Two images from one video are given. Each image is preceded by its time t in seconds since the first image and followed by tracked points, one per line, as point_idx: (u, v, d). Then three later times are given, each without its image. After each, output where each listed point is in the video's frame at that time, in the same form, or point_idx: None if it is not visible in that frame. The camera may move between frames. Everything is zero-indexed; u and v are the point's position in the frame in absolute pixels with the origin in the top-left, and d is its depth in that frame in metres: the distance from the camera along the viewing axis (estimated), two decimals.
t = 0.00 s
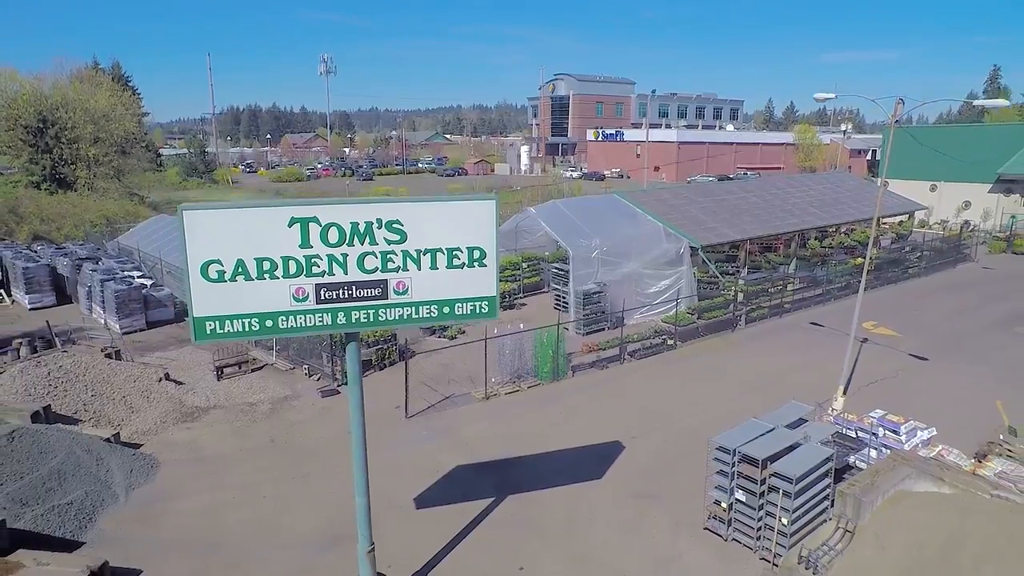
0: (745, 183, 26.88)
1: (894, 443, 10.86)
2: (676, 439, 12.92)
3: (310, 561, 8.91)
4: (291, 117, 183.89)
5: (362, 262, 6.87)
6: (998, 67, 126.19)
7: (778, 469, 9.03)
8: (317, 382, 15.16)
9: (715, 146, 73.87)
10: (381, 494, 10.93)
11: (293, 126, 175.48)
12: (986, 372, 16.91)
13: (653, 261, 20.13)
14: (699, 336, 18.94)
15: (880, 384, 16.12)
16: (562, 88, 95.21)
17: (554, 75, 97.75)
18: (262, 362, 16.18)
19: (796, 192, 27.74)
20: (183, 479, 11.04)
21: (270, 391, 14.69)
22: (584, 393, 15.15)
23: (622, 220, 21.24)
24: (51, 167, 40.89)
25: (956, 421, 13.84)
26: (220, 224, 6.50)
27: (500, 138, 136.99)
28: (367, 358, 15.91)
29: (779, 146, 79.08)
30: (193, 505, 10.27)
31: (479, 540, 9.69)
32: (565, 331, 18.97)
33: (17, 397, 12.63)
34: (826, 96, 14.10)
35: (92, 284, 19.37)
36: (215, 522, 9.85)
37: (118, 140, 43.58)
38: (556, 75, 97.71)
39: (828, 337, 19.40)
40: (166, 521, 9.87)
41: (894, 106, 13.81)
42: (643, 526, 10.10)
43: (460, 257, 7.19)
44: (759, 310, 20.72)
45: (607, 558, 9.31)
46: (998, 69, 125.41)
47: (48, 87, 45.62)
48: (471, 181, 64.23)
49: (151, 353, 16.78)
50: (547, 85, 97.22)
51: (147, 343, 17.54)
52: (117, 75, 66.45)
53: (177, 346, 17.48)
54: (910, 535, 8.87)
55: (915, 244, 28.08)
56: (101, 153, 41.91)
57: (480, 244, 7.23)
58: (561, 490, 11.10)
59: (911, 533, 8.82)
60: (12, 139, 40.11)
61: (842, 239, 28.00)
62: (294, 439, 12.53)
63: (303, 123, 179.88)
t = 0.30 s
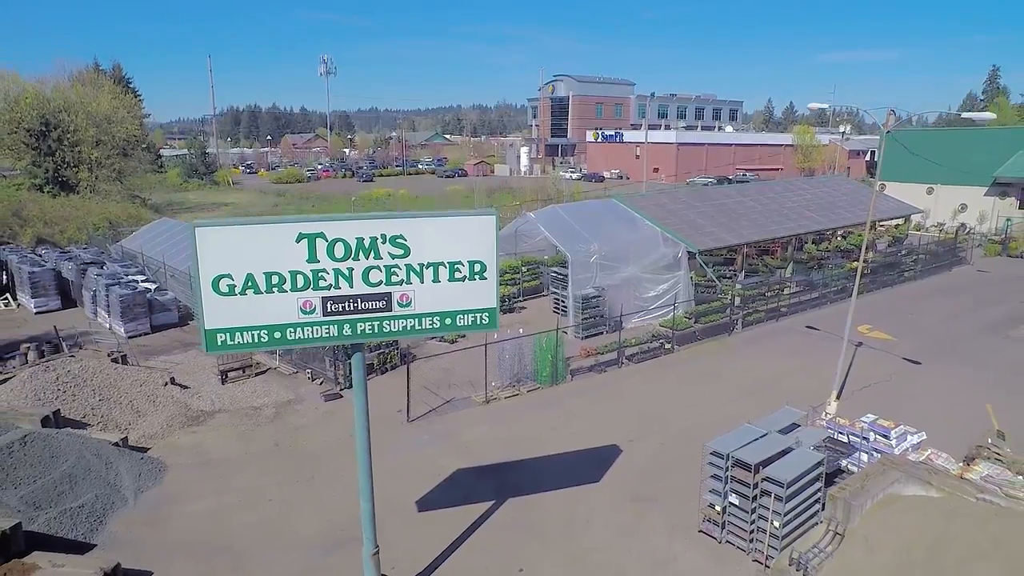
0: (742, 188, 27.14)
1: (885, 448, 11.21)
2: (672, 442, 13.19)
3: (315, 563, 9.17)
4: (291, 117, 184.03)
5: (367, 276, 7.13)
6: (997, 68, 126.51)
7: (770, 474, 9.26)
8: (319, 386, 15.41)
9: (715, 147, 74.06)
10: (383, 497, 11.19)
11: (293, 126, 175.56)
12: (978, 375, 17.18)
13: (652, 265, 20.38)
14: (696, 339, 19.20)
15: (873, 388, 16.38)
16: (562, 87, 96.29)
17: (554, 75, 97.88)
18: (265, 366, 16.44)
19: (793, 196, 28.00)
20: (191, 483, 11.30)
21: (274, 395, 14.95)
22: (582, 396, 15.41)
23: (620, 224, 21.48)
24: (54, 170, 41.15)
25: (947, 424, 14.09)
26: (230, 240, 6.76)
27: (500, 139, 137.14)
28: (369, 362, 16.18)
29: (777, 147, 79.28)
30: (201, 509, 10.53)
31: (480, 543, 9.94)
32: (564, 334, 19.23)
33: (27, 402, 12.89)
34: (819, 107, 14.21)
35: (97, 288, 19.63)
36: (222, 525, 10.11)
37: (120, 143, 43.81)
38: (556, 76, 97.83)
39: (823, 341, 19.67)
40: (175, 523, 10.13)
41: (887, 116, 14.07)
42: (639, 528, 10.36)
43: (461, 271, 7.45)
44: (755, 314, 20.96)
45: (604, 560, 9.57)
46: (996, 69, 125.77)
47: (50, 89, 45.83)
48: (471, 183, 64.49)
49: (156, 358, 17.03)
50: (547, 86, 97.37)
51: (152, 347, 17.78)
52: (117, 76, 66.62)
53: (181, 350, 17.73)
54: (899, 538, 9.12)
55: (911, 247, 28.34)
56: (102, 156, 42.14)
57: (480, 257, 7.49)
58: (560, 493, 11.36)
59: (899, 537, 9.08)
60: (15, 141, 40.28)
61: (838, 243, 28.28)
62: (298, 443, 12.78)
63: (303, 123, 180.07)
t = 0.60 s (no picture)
0: (739, 192, 27.43)
1: (875, 453, 11.44)
2: (668, 446, 13.47)
3: (320, 565, 9.45)
4: (291, 117, 184.25)
5: (372, 289, 7.42)
6: (996, 68, 126.79)
7: (762, 478, 9.53)
8: (322, 390, 15.69)
9: (714, 149, 74.34)
10: (385, 500, 11.47)
11: (293, 126, 175.80)
12: (970, 378, 17.46)
13: (649, 270, 20.66)
14: (693, 343, 19.50)
15: (866, 391, 16.67)
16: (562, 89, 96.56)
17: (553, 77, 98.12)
18: (269, 371, 16.71)
19: (789, 201, 28.30)
20: (198, 486, 11.57)
21: (277, 399, 15.22)
22: (580, 400, 15.69)
23: (618, 230, 21.75)
24: (56, 173, 41.57)
25: (937, 427, 14.38)
26: (240, 256, 7.05)
27: (499, 139, 137.34)
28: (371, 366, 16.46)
29: (776, 148, 79.55)
30: (208, 512, 10.80)
31: (480, 545, 10.23)
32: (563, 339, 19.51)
33: (37, 407, 13.18)
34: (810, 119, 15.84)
35: (102, 293, 19.90)
36: (229, 528, 10.39)
37: (123, 146, 44.20)
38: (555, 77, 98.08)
39: (818, 344, 19.96)
40: (183, 526, 10.41)
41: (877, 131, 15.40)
42: (635, 531, 10.64)
43: (462, 284, 7.73)
44: (751, 318, 21.25)
45: (601, 561, 9.85)
46: (996, 70, 126.03)
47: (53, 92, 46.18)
48: (471, 184, 64.84)
49: (161, 362, 17.30)
50: (547, 87, 97.61)
51: (157, 351, 18.06)
52: (118, 79, 66.91)
53: (185, 354, 18.00)
54: (886, 541, 9.41)
55: (907, 251, 28.66)
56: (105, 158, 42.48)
57: (481, 271, 7.77)
58: (558, 496, 11.64)
59: (886, 540, 9.37)
60: (18, 144, 40.88)
61: (834, 247, 28.60)
62: (302, 447, 13.05)
63: (303, 124, 180.35)
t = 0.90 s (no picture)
0: (735, 197, 27.75)
1: (864, 456, 11.72)
2: (664, 449, 13.77)
3: (324, 567, 9.76)
4: (290, 118, 184.42)
5: (376, 302, 7.73)
6: (995, 68, 127.09)
7: (753, 483, 9.83)
8: (325, 395, 15.98)
9: (712, 150, 74.64)
10: (388, 503, 11.77)
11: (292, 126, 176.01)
12: (961, 383, 17.73)
13: (646, 275, 20.95)
14: (690, 348, 19.79)
15: (859, 395, 16.95)
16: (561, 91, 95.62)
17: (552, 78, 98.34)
18: (272, 375, 17.00)
19: (786, 206, 28.62)
20: (204, 490, 11.87)
21: (281, 403, 15.50)
22: (578, 404, 16.00)
23: (616, 235, 22.05)
24: (59, 176, 41.95)
25: (928, 430, 14.68)
26: (249, 271, 7.35)
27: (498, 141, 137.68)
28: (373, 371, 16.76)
29: (774, 150, 79.85)
30: (216, 515, 11.11)
31: (480, 547, 10.53)
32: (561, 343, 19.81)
33: (46, 412, 13.47)
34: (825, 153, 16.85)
35: (108, 298, 20.18)
36: (236, 530, 10.69)
37: (125, 149, 44.49)
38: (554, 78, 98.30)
39: (812, 348, 20.27)
40: (192, 529, 10.70)
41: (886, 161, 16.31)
42: (631, 533, 10.95)
43: (463, 296, 8.03)
44: (747, 322, 21.54)
45: (597, 563, 10.15)
46: (994, 71, 126.35)
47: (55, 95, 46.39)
48: (470, 186, 65.13)
49: (165, 367, 17.58)
50: (546, 89, 97.86)
51: (161, 356, 18.35)
52: (119, 81, 67.17)
53: (190, 359, 18.29)
54: (873, 543, 9.73)
55: (902, 255, 28.99)
56: (107, 161, 42.73)
57: (481, 284, 8.07)
58: (556, 499, 11.95)
59: (873, 541, 9.73)
60: (20, 148, 41.22)
61: (829, 251, 28.94)
62: (306, 451, 13.35)
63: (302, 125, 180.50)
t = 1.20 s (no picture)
0: (731, 201, 28.08)
1: (852, 458, 12.09)
2: (659, 451, 14.10)
3: (328, 566, 10.08)
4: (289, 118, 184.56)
5: (380, 312, 8.06)
6: (992, 69, 127.48)
7: (743, 485, 10.16)
8: (327, 398, 16.29)
9: (710, 152, 75.00)
10: (390, 504, 12.08)
11: (291, 126, 176.14)
12: (951, 385, 18.05)
13: (643, 279, 21.24)
14: (685, 351, 20.10)
15: (851, 397, 17.29)
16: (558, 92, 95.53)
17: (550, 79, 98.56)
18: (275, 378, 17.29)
19: (781, 209, 28.96)
20: (210, 492, 12.17)
21: (284, 406, 15.81)
22: (575, 407, 16.33)
23: (613, 239, 22.34)
24: (60, 178, 42.36)
25: (917, 432, 15.01)
26: (258, 283, 7.67)
27: (496, 141, 137.92)
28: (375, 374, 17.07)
29: (772, 151, 80.21)
30: (223, 516, 11.42)
31: (480, 547, 10.86)
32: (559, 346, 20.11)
33: (55, 416, 13.78)
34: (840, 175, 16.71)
35: (112, 302, 20.47)
36: (242, 531, 11.00)
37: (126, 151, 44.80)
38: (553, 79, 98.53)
39: (806, 351, 20.61)
40: (199, 530, 11.01)
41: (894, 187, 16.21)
42: (626, 533, 11.27)
43: (463, 306, 8.35)
44: (742, 325, 21.84)
45: (592, 563, 10.48)
46: (991, 72, 126.71)
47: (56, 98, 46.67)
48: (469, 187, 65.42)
49: (169, 370, 17.86)
50: (544, 90, 98.12)
51: (165, 359, 18.64)
52: (118, 83, 67.40)
53: (193, 362, 18.58)
54: (860, 543, 10.06)
55: (896, 258, 29.34)
56: (108, 164, 43.05)
57: (481, 294, 8.39)
58: (553, 500, 12.28)
59: (859, 541, 10.07)
60: (22, 151, 41.63)
61: (824, 254, 29.30)
62: (309, 453, 13.66)
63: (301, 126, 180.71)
